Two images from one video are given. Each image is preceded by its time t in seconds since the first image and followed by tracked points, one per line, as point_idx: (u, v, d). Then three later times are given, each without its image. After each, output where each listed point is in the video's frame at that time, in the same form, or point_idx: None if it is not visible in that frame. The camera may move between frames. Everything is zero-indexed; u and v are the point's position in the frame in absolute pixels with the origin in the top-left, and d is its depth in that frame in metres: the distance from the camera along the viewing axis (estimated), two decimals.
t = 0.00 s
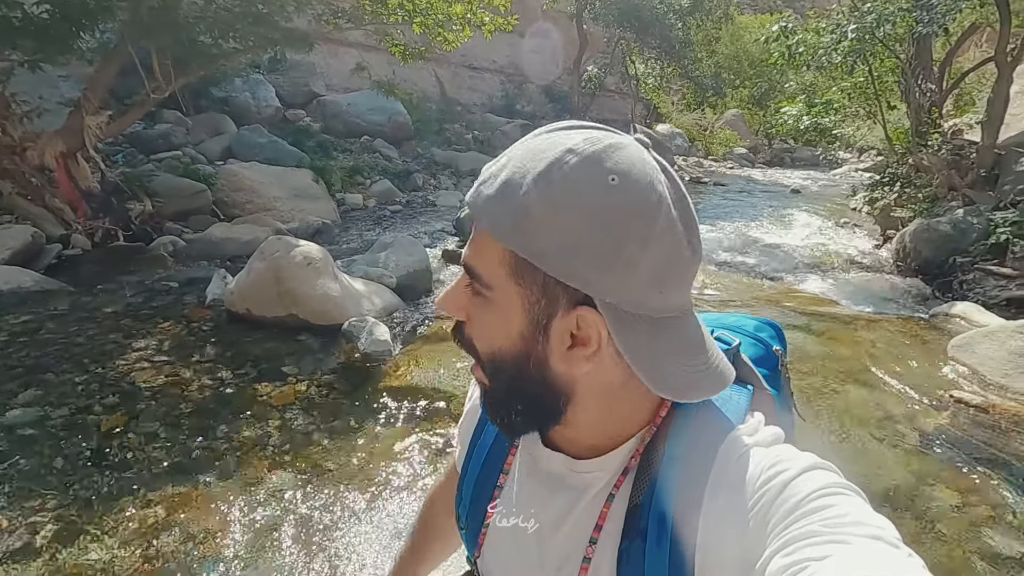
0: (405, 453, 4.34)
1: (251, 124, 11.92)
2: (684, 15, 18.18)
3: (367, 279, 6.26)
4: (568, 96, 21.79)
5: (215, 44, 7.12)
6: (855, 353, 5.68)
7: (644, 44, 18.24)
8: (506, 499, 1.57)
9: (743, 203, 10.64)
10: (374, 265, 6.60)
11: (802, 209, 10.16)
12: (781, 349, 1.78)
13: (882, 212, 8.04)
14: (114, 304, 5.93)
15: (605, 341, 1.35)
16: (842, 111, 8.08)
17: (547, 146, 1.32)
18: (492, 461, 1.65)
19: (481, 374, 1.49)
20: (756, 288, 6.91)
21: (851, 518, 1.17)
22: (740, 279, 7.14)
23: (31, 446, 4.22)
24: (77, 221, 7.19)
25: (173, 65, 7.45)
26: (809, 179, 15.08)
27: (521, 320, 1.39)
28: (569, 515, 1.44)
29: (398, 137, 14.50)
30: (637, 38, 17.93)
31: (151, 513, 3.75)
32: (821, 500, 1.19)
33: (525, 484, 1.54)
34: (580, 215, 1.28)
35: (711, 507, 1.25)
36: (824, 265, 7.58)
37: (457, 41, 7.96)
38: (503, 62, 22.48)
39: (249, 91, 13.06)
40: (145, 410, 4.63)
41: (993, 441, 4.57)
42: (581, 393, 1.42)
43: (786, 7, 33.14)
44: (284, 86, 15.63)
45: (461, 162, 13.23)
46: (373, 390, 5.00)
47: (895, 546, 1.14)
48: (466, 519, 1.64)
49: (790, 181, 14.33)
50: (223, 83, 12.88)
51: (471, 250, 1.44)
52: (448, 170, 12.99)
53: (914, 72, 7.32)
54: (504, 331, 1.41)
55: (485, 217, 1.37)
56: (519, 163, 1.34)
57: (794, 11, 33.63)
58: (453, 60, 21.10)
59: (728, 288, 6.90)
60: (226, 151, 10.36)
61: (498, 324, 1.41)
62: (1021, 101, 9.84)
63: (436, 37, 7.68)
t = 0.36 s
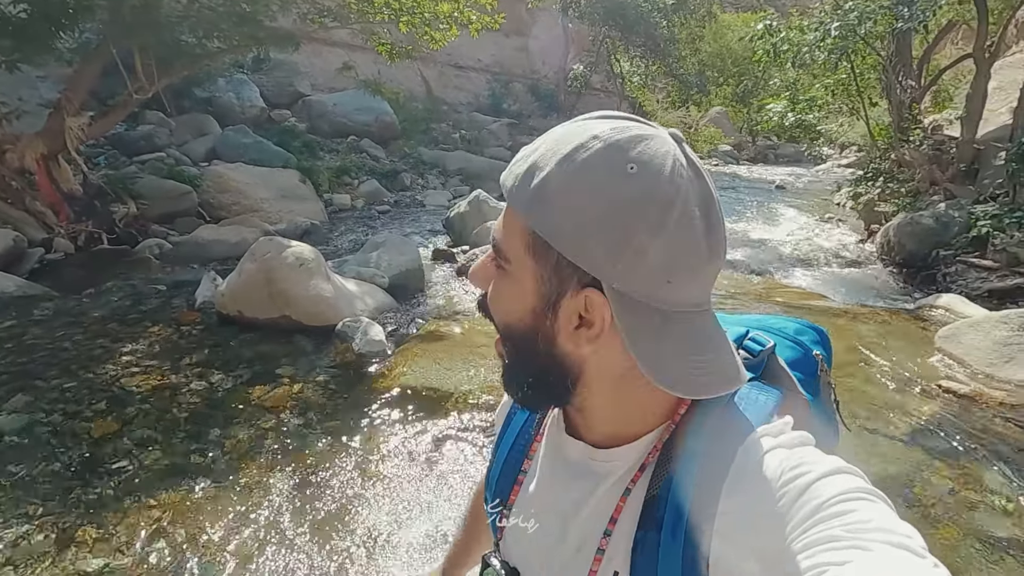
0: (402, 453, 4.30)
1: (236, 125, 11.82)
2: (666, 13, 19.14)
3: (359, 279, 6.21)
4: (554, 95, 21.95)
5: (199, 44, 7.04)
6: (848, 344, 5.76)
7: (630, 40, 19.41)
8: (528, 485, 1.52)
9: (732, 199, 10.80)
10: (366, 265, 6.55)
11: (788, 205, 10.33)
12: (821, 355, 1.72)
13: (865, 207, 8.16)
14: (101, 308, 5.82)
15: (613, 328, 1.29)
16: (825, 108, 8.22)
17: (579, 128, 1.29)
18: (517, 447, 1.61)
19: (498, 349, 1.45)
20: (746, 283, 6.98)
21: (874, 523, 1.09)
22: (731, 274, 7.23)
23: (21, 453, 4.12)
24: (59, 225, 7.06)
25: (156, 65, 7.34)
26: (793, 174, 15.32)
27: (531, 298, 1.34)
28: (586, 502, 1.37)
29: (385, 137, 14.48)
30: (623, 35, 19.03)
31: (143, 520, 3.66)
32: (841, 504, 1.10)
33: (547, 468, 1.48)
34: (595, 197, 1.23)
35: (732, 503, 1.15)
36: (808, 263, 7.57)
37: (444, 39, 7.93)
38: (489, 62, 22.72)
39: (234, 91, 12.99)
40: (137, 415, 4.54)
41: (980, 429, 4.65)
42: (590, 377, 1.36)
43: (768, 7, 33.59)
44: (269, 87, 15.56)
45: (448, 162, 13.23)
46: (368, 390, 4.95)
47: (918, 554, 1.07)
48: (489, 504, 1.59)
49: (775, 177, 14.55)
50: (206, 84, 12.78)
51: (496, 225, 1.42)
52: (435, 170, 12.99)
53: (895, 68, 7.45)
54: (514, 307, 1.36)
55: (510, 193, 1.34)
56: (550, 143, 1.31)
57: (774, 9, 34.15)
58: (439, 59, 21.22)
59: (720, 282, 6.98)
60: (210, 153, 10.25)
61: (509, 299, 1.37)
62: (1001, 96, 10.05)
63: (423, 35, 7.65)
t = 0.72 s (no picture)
0: (398, 455, 4.26)
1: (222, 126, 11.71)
2: (653, 13, 19.30)
3: (352, 281, 6.15)
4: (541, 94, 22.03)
5: (185, 44, 6.96)
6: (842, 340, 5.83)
7: (616, 40, 19.34)
8: (547, 485, 1.48)
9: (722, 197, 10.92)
10: (358, 267, 6.49)
11: (777, 202, 10.46)
12: (854, 364, 1.57)
13: (851, 204, 8.25)
14: (88, 313, 5.71)
15: (636, 328, 1.21)
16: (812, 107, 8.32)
17: (608, 124, 1.22)
18: (537, 448, 1.58)
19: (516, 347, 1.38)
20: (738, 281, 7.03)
21: (894, 533, 1.03)
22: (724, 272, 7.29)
23: (10, 463, 4.02)
24: (42, 228, 6.93)
25: (141, 66, 7.27)
26: (779, 173, 15.50)
27: (552, 294, 1.26)
28: (602, 504, 1.32)
29: (373, 138, 14.44)
30: (610, 34, 18.99)
31: (136, 528, 3.58)
32: (860, 515, 1.04)
33: (567, 467, 1.44)
34: (620, 192, 1.15)
35: (750, 512, 1.07)
36: (798, 259, 7.71)
37: (433, 40, 7.89)
38: (476, 62, 22.80)
39: (220, 92, 12.91)
40: (129, 421, 4.45)
41: (969, 421, 4.72)
42: (610, 379, 1.29)
43: (753, 6, 33.93)
44: (255, 88, 15.46)
45: (438, 162, 13.21)
46: (364, 392, 4.91)
47: (940, 564, 1.01)
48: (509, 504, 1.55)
49: (763, 175, 14.70)
50: (191, 85, 12.66)
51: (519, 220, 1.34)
52: (424, 170, 12.96)
53: (879, 69, 7.51)
54: (534, 303, 1.29)
55: (534, 189, 1.27)
56: (577, 139, 1.24)
57: (759, 8, 34.49)
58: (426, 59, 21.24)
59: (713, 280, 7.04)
60: (196, 154, 10.14)
61: (528, 296, 1.30)
62: (983, 95, 10.23)
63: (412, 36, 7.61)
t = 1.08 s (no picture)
0: (394, 451, 4.21)
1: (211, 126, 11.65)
2: (642, 12, 19.72)
3: (344, 280, 6.09)
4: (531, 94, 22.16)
5: (172, 42, 6.92)
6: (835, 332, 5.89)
7: (606, 40, 19.90)
8: (556, 466, 1.37)
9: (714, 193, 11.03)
10: (350, 266, 6.44)
11: (766, 200, 10.58)
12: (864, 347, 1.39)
13: (839, 202, 8.30)
14: (75, 314, 5.62)
15: (632, 317, 1.12)
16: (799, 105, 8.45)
17: (596, 113, 1.14)
18: (546, 430, 1.46)
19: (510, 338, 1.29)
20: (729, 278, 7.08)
21: (892, 511, 0.95)
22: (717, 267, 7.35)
23: None
24: (27, 228, 6.80)
25: (127, 65, 7.20)
26: (767, 171, 15.69)
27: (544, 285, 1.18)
28: (605, 486, 1.23)
29: (363, 138, 14.42)
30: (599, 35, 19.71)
31: (128, 529, 3.51)
32: (858, 493, 0.96)
33: (574, 450, 1.34)
34: (610, 183, 1.08)
35: (748, 492, 0.99)
36: (789, 258, 7.69)
37: (423, 39, 7.88)
38: (466, 61, 22.94)
39: (208, 92, 12.91)
40: (119, 422, 4.37)
41: (957, 412, 4.76)
42: (607, 367, 1.20)
43: (739, 7, 34.36)
44: (244, 88, 15.41)
45: (429, 161, 13.20)
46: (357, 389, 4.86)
47: (939, 544, 0.93)
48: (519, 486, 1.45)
49: (751, 173, 14.86)
50: (180, 85, 12.61)
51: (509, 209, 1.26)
52: (415, 170, 12.96)
53: (864, 66, 7.58)
54: (526, 293, 1.20)
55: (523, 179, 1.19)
56: (564, 128, 1.16)
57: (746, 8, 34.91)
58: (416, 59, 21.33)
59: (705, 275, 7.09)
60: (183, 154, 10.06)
61: (520, 287, 1.21)
62: (965, 93, 10.43)
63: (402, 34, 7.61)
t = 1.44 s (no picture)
0: (394, 452, 4.18)
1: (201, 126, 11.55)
2: (635, 12, 19.75)
3: (339, 281, 6.04)
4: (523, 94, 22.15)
5: (162, 40, 6.87)
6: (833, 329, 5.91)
7: (598, 38, 19.91)
8: (566, 467, 1.36)
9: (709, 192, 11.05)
10: (346, 266, 6.39)
11: (761, 199, 10.62)
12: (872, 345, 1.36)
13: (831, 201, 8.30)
14: (66, 316, 5.54)
15: (631, 320, 1.11)
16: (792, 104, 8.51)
17: (573, 122, 1.14)
18: (553, 433, 1.45)
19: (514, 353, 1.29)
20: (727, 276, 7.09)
21: (903, 502, 0.91)
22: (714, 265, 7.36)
23: None
24: (16, 230, 6.73)
25: (117, 65, 7.14)
26: (760, 171, 15.74)
27: (543, 296, 1.17)
28: (616, 483, 1.21)
29: (356, 138, 14.35)
30: (593, 35, 19.79)
31: (123, 534, 3.44)
32: (870, 484, 0.93)
33: (582, 448, 1.32)
34: (595, 189, 1.07)
35: (756, 485, 0.98)
36: (781, 255, 7.75)
37: (416, 38, 7.84)
38: (458, 61, 22.91)
39: (198, 92, 12.80)
40: (112, 426, 4.29)
41: (953, 408, 4.77)
42: (611, 370, 1.18)
43: (729, 7, 34.51)
44: (235, 88, 15.29)
45: (421, 161, 13.14)
46: (355, 391, 4.80)
47: (953, 534, 0.89)
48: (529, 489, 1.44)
49: (744, 172, 14.91)
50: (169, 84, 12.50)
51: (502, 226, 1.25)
52: (408, 170, 12.90)
53: (856, 66, 7.69)
54: (525, 307, 1.20)
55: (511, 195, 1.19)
56: (545, 140, 1.15)
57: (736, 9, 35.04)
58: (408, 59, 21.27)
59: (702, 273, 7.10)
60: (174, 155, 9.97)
61: (519, 301, 1.21)
62: (956, 93, 10.52)
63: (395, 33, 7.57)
